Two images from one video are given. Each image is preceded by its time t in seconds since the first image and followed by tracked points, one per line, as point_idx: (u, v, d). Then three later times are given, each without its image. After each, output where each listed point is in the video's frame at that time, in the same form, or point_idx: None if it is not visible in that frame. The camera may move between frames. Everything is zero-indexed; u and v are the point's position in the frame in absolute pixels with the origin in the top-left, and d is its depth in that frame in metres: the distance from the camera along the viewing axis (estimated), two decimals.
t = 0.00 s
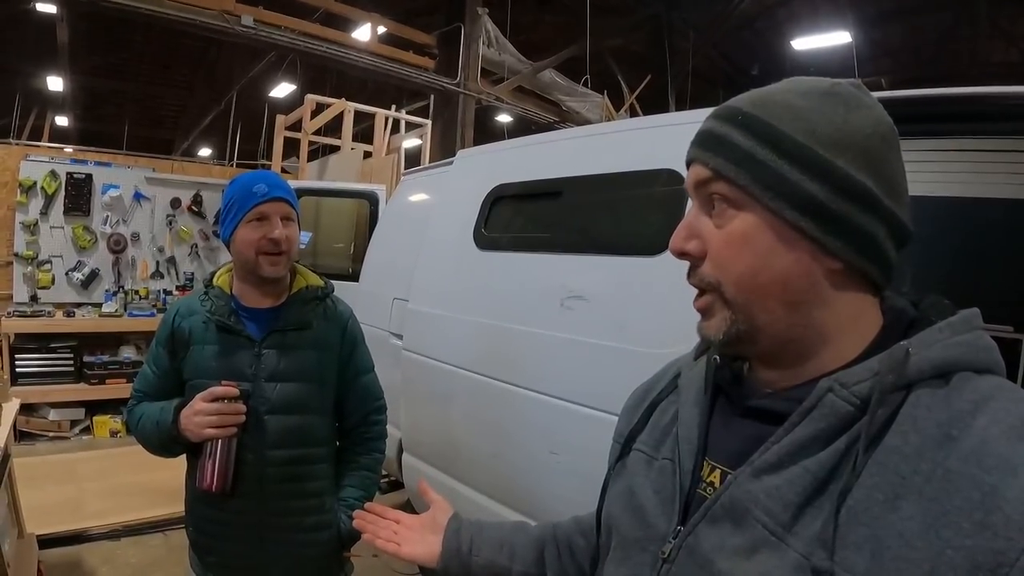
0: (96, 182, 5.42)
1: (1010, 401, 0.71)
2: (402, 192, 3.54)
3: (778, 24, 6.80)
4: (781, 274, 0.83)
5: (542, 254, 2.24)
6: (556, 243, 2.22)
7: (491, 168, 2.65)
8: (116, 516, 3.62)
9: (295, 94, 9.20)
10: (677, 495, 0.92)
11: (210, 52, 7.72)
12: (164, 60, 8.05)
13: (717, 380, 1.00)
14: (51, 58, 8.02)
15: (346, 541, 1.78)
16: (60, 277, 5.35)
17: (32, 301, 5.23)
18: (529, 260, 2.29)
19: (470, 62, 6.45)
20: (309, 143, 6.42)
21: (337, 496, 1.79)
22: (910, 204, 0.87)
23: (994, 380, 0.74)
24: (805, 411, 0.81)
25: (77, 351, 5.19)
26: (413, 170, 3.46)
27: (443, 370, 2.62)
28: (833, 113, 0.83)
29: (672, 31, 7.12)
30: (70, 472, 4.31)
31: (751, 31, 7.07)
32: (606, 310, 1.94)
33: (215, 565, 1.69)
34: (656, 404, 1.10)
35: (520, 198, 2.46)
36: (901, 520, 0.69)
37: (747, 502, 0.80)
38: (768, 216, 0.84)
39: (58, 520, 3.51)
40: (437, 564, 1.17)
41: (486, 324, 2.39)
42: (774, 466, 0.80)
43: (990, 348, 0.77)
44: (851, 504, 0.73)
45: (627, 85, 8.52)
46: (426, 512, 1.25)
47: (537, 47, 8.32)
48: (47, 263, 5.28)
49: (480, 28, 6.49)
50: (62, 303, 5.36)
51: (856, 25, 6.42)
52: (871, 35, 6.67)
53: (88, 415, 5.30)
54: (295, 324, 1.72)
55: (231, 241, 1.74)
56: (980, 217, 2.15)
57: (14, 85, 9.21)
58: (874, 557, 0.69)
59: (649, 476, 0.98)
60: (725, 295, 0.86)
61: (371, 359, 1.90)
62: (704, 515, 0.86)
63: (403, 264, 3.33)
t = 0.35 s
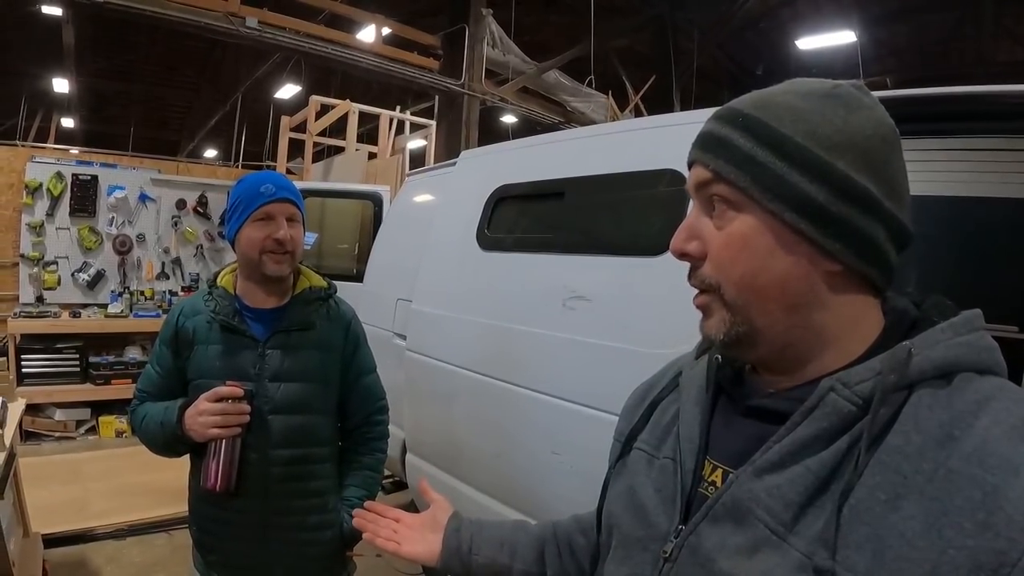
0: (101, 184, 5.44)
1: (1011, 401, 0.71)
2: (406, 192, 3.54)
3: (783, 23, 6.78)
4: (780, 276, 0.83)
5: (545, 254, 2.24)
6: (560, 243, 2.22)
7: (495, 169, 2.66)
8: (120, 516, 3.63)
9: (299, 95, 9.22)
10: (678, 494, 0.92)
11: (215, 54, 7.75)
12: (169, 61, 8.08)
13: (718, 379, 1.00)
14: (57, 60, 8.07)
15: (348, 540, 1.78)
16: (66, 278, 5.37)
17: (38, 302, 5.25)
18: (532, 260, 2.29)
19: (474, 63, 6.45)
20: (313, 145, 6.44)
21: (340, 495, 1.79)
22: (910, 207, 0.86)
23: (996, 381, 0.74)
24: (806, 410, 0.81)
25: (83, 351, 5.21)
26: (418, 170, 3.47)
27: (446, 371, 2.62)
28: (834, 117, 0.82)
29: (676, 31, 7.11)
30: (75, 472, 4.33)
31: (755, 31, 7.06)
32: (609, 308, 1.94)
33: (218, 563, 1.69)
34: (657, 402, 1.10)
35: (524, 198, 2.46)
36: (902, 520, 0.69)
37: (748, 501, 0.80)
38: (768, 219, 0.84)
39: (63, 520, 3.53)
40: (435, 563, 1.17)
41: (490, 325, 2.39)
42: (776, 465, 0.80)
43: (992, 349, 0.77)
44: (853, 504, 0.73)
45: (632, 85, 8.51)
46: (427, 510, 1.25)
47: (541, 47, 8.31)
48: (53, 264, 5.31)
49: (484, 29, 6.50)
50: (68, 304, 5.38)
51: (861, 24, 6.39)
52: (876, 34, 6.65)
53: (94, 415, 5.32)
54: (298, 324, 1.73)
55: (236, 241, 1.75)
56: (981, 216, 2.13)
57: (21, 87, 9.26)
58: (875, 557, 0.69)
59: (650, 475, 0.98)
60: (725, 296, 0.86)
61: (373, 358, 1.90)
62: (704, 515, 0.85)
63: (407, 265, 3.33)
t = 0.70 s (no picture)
0: (114, 182, 5.49)
1: (1013, 400, 0.70)
2: (416, 191, 3.54)
3: (795, 20, 6.71)
4: (782, 275, 0.82)
5: (552, 253, 2.24)
6: (567, 242, 2.22)
7: (503, 167, 2.66)
8: (131, 511, 3.66)
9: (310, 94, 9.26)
10: (677, 492, 0.92)
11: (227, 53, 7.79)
12: (181, 61, 8.14)
13: (717, 377, 1.00)
14: (70, 59, 8.15)
15: (354, 537, 1.79)
16: (79, 276, 5.43)
17: (51, 299, 5.31)
18: (539, 258, 2.29)
19: (484, 61, 6.46)
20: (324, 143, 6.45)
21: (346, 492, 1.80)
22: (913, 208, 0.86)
23: (996, 381, 0.73)
24: (805, 409, 0.81)
25: (95, 348, 5.26)
26: (428, 168, 3.47)
27: (454, 369, 2.63)
28: (838, 119, 0.82)
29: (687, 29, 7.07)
30: (86, 468, 4.38)
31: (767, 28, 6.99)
32: (615, 307, 1.94)
33: (225, 558, 1.71)
34: (655, 398, 1.10)
35: (531, 196, 2.46)
36: (902, 519, 0.68)
37: (747, 500, 0.80)
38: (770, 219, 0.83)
39: (74, 515, 3.57)
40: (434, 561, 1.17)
41: (498, 324, 2.39)
42: (776, 463, 0.80)
43: (992, 348, 0.76)
44: (853, 502, 0.72)
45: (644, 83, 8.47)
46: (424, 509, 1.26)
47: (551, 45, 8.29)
48: (66, 262, 5.36)
49: (495, 27, 6.50)
50: (81, 301, 5.44)
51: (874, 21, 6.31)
52: (889, 31, 6.56)
53: (106, 412, 5.38)
54: (306, 322, 1.74)
55: (244, 240, 1.76)
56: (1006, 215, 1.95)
57: (35, 87, 9.36)
58: (875, 557, 0.68)
59: (648, 473, 0.98)
60: (726, 295, 0.85)
61: (380, 356, 1.91)
62: (703, 513, 0.85)
63: (416, 263, 3.34)
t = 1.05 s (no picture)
0: (148, 182, 5.65)
1: (997, 391, 0.71)
2: (445, 188, 3.52)
3: (827, 11, 6.55)
4: (794, 250, 0.82)
5: (573, 250, 2.25)
6: (587, 240, 2.22)
7: (525, 166, 2.67)
8: (163, 502, 3.77)
9: (341, 93, 9.37)
10: (681, 491, 0.91)
11: (260, 54, 7.94)
12: (215, 62, 8.31)
13: (719, 377, 0.99)
14: (108, 62, 8.39)
15: (372, 533, 1.80)
16: (115, 274, 5.60)
17: (89, 296, 5.48)
18: (559, 256, 2.30)
19: (515, 58, 6.47)
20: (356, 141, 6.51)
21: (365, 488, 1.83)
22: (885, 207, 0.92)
23: (982, 374, 0.74)
24: (807, 406, 0.81)
25: (131, 344, 5.42)
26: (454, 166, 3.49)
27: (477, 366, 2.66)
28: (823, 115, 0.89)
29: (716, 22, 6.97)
30: (121, 459, 4.51)
31: (800, 19, 6.85)
32: (632, 303, 1.94)
33: (245, 549, 1.75)
34: (655, 398, 1.11)
35: (553, 192, 2.47)
36: (901, 505, 0.69)
37: (752, 495, 0.80)
38: (779, 193, 0.84)
39: (109, 506, 3.69)
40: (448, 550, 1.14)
41: (523, 321, 2.40)
42: (780, 458, 0.80)
43: (980, 347, 0.77)
44: (856, 493, 0.72)
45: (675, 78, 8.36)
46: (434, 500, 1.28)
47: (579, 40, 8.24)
48: (102, 260, 5.53)
49: (524, 24, 6.49)
50: (117, 298, 5.61)
51: (909, 11, 6.12)
52: (925, 21, 6.35)
53: (142, 405, 5.54)
54: (327, 321, 1.77)
55: (267, 240, 1.80)
56: None
57: (75, 90, 9.65)
58: (879, 543, 0.69)
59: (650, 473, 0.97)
60: (740, 274, 0.83)
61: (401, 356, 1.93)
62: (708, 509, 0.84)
63: (443, 260, 3.36)
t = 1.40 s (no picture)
0: (149, 181, 5.66)
1: (989, 406, 0.74)
2: (443, 185, 3.50)
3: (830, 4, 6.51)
4: (756, 271, 0.83)
5: (569, 250, 2.25)
6: (583, 237, 2.22)
7: (523, 162, 2.66)
8: (165, 501, 3.80)
9: (343, 88, 9.35)
10: (659, 510, 0.93)
11: (260, 50, 7.91)
12: (215, 58, 8.29)
13: (693, 392, 1.02)
14: (108, 60, 8.38)
15: (362, 533, 1.82)
16: (117, 273, 5.62)
17: (91, 296, 5.51)
18: (555, 256, 2.31)
19: (516, 52, 6.45)
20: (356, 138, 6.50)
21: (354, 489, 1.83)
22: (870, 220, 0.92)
23: (970, 388, 0.77)
24: (790, 425, 0.82)
25: (134, 342, 5.43)
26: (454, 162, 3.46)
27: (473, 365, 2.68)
28: (805, 121, 0.88)
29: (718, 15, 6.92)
30: (124, 458, 4.54)
31: (803, 12, 6.81)
32: (624, 304, 1.96)
33: (238, 550, 1.77)
34: (627, 406, 1.11)
35: (550, 189, 2.46)
36: (888, 530, 0.70)
37: (735, 520, 0.80)
38: (749, 208, 0.84)
39: (112, 504, 3.71)
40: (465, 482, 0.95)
41: (518, 320, 2.41)
42: (763, 481, 0.81)
43: (966, 357, 0.81)
44: (842, 519, 0.73)
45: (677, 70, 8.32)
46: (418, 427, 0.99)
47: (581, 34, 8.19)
48: (104, 260, 5.54)
49: (525, 18, 6.46)
50: (119, 298, 5.63)
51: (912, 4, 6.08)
52: (928, 14, 6.31)
53: (145, 403, 5.57)
54: (315, 323, 1.78)
55: (252, 244, 1.82)
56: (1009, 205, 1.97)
57: (76, 88, 9.65)
58: (864, 567, 0.70)
59: (625, 491, 0.98)
60: (700, 294, 0.85)
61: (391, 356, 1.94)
62: (689, 532, 0.85)
63: (438, 258, 3.33)
